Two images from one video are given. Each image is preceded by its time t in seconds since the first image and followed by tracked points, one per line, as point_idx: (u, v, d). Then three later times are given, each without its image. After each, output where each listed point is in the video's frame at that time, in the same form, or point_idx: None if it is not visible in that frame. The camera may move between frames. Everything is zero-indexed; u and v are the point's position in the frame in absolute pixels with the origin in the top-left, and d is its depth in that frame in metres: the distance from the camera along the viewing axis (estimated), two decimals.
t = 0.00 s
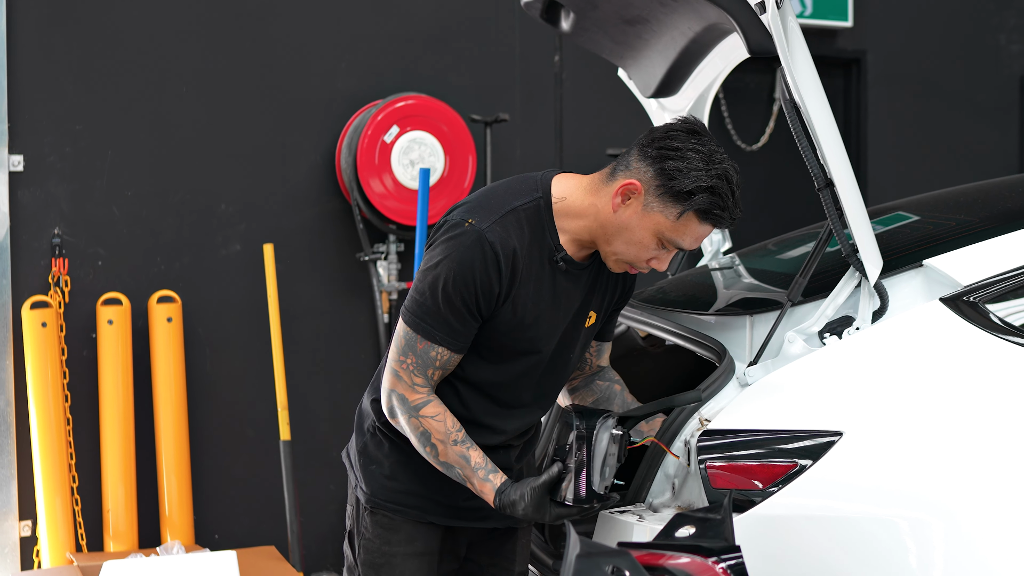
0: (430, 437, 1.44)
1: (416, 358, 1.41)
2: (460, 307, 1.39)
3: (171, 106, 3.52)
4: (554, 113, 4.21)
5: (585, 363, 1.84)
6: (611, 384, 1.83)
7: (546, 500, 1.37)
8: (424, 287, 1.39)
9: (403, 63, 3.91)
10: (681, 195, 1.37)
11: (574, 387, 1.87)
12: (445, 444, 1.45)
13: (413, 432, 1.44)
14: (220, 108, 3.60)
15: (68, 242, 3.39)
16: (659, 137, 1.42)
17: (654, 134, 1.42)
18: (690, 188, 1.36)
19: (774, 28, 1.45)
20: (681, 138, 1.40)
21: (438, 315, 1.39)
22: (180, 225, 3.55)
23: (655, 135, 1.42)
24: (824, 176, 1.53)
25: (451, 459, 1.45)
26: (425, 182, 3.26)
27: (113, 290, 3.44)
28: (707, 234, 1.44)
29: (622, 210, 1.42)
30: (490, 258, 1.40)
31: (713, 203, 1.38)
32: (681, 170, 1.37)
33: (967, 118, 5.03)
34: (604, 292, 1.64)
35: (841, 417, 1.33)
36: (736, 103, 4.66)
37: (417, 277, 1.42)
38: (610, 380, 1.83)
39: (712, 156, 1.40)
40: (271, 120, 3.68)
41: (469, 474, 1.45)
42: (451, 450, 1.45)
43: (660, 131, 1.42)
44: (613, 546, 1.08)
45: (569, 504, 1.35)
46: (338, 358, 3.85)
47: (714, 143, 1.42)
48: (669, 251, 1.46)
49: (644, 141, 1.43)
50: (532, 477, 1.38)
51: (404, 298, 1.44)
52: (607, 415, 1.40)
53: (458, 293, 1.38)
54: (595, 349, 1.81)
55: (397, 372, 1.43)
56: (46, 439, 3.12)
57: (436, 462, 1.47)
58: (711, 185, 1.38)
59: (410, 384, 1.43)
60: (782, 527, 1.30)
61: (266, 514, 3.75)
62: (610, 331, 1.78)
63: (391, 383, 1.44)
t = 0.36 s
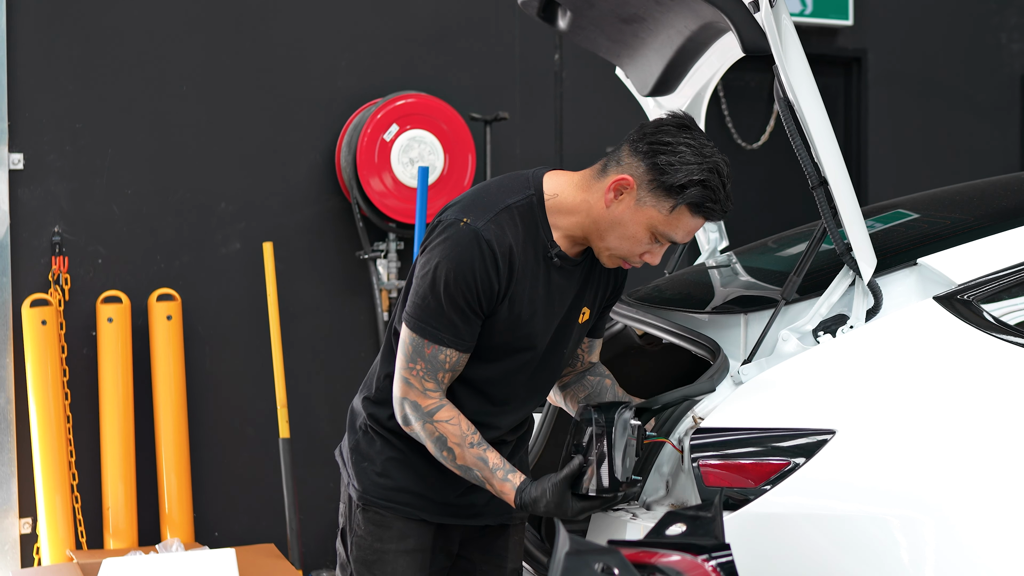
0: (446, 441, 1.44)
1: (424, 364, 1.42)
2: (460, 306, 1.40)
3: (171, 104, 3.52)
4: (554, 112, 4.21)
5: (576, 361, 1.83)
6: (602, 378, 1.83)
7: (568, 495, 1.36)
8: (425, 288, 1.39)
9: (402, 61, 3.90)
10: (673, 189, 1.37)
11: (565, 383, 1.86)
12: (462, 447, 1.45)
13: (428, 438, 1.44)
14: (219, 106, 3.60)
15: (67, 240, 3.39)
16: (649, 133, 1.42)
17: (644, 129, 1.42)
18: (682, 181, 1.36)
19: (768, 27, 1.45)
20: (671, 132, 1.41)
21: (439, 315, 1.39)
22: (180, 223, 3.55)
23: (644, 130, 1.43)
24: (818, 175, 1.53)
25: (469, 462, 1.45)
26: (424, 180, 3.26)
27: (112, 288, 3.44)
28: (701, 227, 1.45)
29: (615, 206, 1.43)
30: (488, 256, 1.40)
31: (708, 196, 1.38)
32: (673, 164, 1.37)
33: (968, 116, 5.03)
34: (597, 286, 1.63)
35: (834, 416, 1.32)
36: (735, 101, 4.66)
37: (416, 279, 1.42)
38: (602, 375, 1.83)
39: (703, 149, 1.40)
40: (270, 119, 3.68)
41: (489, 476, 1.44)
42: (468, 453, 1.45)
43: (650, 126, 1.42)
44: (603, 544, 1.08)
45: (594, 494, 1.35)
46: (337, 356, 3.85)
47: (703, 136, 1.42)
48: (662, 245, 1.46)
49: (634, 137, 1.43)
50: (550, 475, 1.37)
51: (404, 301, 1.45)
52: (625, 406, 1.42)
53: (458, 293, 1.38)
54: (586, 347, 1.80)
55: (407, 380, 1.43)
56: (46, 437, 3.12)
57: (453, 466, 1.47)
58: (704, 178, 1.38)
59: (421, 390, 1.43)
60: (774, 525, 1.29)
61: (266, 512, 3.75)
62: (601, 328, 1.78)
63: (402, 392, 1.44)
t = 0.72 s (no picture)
0: (452, 441, 1.44)
1: (431, 363, 1.42)
2: (465, 304, 1.39)
3: (173, 102, 3.52)
4: (557, 109, 4.20)
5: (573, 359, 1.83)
6: (596, 379, 1.83)
7: (574, 490, 1.37)
8: (428, 288, 1.39)
9: (405, 59, 3.90)
10: (673, 180, 1.37)
11: (559, 382, 1.86)
12: (468, 447, 1.45)
13: (434, 438, 1.44)
14: (221, 103, 3.59)
15: (70, 237, 3.39)
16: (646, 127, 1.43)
17: (642, 124, 1.42)
18: (681, 171, 1.36)
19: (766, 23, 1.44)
20: (668, 125, 1.41)
21: (444, 314, 1.39)
22: (183, 221, 3.55)
23: (642, 125, 1.43)
24: (816, 172, 1.52)
25: (475, 462, 1.45)
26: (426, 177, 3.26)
27: (114, 285, 3.44)
28: (704, 220, 1.44)
29: (615, 201, 1.42)
30: (491, 253, 1.39)
31: (708, 187, 1.38)
32: (671, 155, 1.37)
33: (972, 113, 5.02)
34: (598, 283, 1.63)
35: (831, 413, 1.32)
36: (738, 99, 4.65)
37: (420, 280, 1.42)
38: (596, 376, 1.83)
39: (702, 141, 1.40)
40: (273, 116, 3.68)
41: (495, 476, 1.45)
42: (474, 452, 1.45)
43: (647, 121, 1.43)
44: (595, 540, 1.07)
45: (601, 484, 1.36)
46: (339, 353, 3.85)
47: (702, 130, 1.42)
48: (665, 240, 1.45)
49: (632, 133, 1.43)
50: (553, 474, 1.38)
51: (409, 302, 1.44)
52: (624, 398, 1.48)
53: (462, 290, 1.38)
54: (583, 346, 1.80)
55: (414, 380, 1.43)
56: (48, 434, 3.12)
57: (459, 466, 1.47)
58: (703, 168, 1.38)
59: (427, 389, 1.43)
60: (770, 521, 1.29)
61: (268, 509, 3.75)
62: (601, 325, 1.77)
63: (409, 391, 1.44)
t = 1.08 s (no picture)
0: (461, 448, 1.44)
1: (444, 374, 1.40)
2: (485, 322, 1.38)
3: (178, 97, 3.52)
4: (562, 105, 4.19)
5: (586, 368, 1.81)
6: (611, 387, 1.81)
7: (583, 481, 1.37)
8: (450, 302, 1.37)
9: (410, 54, 3.90)
10: (700, 213, 1.35)
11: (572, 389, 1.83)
12: (476, 454, 1.44)
13: (444, 445, 1.44)
14: (225, 99, 3.60)
15: (75, 233, 3.39)
16: (679, 157, 1.41)
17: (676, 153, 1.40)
18: (709, 205, 1.34)
19: (765, 17, 1.44)
20: (702, 157, 1.39)
21: (464, 330, 1.38)
22: (187, 216, 3.55)
23: (675, 155, 1.41)
24: (816, 167, 1.52)
25: (484, 468, 1.44)
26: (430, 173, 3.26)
27: (120, 281, 3.45)
28: (729, 257, 1.42)
29: (641, 229, 1.40)
30: (514, 274, 1.37)
31: (734, 225, 1.36)
32: (701, 187, 1.35)
33: (979, 109, 5.01)
34: (618, 305, 1.60)
35: (829, 409, 1.30)
36: (745, 94, 4.64)
37: (440, 292, 1.40)
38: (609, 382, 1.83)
39: (734, 176, 1.38)
40: (277, 112, 3.68)
41: (503, 482, 1.44)
42: (482, 459, 1.44)
43: (681, 151, 1.41)
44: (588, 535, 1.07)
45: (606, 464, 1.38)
46: (344, 349, 3.86)
47: (735, 165, 1.41)
48: (689, 274, 1.43)
49: (665, 163, 1.42)
50: (559, 469, 1.38)
51: (428, 312, 1.42)
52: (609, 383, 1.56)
53: (483, 309, 1.36)
54: (598, 356, 1.79)
55: (425, 389, 1.42)
56: (53, 430, 3.13)
57: (468, 473, 1.46)
58: (732, 204, 1.36)
59: (438, 399, 1.42)
60: (767, 516, 1.28)
61: (273, 505, 3.76)
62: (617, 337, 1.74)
63: (420, 400, 1.44)
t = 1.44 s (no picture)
0: (462, 440, 1.42)
1: (449, 364, 1.39)
2: (495, 317, 1.36)
3: (183, 92, 3.52)
4: (568, 100, 4.18)
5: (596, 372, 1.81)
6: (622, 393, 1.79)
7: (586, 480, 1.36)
8: (461, 293, 1.35)
9: (415, 49, 3.89)
10: (717, 226, 1.35)
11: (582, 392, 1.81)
12: (478, 446, 1.43)
13: (445, 436, 1.42)
14: (230, 95, 3.59)
15: (79, 229, 3.40)
16: (701, 167, 1.40)
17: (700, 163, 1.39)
18: (726, 220, 1.34)
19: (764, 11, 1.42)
20: (725, 170, 1.38)
21: (473, 323, 1.36)
22: (192, 212, 3.56)
23: (698, 164, 1.40)
24: (815, 161, 1.50)
25: (485, 460, 1.43)
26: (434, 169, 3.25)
27: (124, 277, 3.45)
28: (741, 268, 1.42)
29: (657, 236, 1.39)
30: (529, 271, 1.36)
31: (750, 239, 1.35)
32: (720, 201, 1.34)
33: (987, 104, 4.99)
34: (631, 308, 1.59)
35: (828, 404, 1.30)
36: (752, 90, 4.63)
37: (453, 282, 1.38)
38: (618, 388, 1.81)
39: (755, 191, 1.37)
40: (282, 107, 3.67)
41: (504, 474, 1.43)
42: (484, 451, 1.42)
43: (704, 161, 1.40)
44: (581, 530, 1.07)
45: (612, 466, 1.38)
46: (349, 345, 3.86)
47: (757, 179, 1.39)
48: (700, 284, 1.43)
49: (687, 171, 1.40)
50: (564, 466, 1.37)
51: (439, 301, 1.41)
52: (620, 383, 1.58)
53: (494, 303, 1.35)
54: (609, 358, 1.80)
55: (428, 378, 1.41)
56: (58, 425, 3.14)
57: (469, 464, 1.45)
58: (750, 220, 1.35)
59: (442, 389, 1.41)
60: (765, 511, 1.27)
61: (279, 500, 3.76)
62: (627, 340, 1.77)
63: (422, 389, 1.42)
